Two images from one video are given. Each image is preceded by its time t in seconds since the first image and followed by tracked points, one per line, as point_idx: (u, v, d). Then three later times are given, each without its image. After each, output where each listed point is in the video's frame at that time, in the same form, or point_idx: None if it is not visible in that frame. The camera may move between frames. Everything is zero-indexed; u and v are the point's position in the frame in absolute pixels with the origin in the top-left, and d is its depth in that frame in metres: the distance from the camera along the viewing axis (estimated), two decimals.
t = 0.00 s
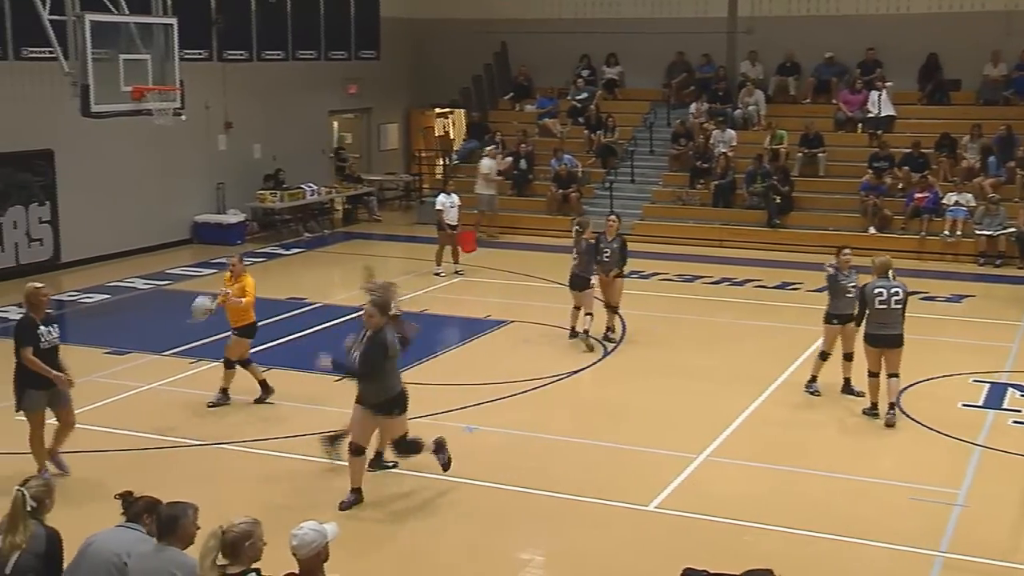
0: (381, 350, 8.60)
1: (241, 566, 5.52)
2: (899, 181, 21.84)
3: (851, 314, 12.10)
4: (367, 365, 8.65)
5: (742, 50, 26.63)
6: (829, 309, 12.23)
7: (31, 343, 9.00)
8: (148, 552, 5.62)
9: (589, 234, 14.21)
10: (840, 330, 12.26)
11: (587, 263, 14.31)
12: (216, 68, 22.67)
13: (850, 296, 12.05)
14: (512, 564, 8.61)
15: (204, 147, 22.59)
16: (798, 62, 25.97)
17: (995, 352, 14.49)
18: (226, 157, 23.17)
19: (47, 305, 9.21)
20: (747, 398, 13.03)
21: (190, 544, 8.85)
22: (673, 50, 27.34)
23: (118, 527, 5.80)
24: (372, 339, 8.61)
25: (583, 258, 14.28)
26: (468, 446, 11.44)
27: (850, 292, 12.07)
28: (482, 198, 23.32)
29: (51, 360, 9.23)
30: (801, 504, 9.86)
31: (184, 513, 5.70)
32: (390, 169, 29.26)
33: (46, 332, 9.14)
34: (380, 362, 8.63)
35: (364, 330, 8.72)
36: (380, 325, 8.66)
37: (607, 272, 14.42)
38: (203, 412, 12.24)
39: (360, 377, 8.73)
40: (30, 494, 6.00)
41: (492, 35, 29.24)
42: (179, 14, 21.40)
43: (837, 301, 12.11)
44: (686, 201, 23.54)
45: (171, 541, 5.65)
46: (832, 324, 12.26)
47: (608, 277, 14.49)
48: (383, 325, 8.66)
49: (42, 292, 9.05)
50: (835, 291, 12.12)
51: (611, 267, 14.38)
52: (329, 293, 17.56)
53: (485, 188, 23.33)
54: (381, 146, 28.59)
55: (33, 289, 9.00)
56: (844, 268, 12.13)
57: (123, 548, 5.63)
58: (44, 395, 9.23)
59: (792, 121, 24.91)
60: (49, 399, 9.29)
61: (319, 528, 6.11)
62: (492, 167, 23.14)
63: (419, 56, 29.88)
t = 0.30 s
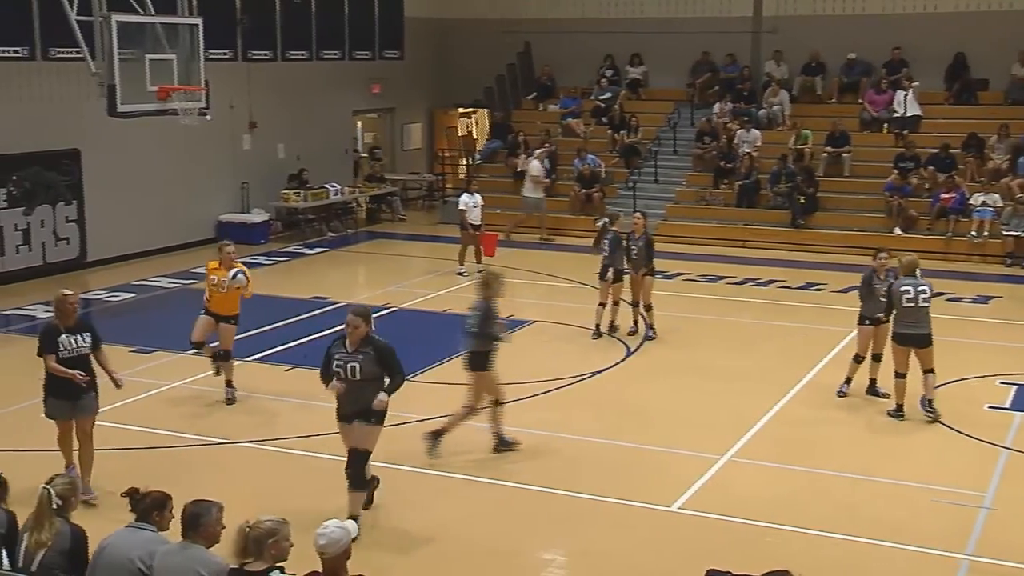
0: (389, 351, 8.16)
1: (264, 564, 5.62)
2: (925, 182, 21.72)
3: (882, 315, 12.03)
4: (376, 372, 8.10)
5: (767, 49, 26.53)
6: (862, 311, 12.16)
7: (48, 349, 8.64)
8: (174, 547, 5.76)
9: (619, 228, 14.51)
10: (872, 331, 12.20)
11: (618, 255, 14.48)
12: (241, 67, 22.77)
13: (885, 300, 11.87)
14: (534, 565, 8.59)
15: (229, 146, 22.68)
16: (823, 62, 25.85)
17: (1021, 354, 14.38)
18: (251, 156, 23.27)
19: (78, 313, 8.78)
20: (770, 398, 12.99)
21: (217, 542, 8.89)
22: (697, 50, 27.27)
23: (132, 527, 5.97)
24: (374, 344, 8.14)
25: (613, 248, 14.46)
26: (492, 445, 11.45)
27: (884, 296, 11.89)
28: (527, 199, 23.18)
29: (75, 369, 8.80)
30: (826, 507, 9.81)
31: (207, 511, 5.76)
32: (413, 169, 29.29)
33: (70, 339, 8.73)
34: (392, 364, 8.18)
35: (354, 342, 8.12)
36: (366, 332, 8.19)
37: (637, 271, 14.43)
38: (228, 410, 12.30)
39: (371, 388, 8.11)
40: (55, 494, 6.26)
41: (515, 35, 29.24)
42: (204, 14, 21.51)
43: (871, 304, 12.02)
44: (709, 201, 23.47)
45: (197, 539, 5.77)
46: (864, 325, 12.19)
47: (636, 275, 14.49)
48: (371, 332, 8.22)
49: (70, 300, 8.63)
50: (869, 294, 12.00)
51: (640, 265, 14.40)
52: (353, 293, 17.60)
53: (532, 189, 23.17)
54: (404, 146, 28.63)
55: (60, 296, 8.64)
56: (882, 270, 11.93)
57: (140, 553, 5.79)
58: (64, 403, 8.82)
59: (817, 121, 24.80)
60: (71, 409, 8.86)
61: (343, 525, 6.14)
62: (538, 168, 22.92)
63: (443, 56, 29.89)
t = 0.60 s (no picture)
0: (378, 371, 7.78)
1: (289, 562, 5.67)
2: (953, 182, 21.57)
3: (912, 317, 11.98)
4: (361, 391, 7.74)
5: (793, 49, 26.42)
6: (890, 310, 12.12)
7: (71, 353, 8.46)
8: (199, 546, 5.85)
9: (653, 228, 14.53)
10: (901, 332, 12.15)
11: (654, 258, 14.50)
12: (268, 68, 22.89)
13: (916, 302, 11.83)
14: (557, 564, 8.61)
15: (254, 146, 22.79)
16: (850, 62, 25.72)
17: None
18: (276, 157, 23.37)
19: (107, 318, 8.50)
20: (795, 399, 12.94)
21: (242, 540, 8.93)
22: (722, 50, 27.18)
23: (145, 534, 5.95)
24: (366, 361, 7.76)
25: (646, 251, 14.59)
26: (515, 446, 11.47)
27: (914, 298, 11.87)
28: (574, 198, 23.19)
29: (100, 375, 8.56)
30: (851, 509, 9.75)
31: (233, 508, 5.86)
32: (437, 169, 29.31)
33: (95, 344, 8.50)
34: (378, 385, 7.80)
35: (344, 354, 7.76)
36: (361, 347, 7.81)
37: (668, 272, 14.48)
38: (253, 409, 12.37)
39: (351, 406, 7.76)
40: (82, 493, 6.26)
41: (540, 35, 29.23)
42: (231, 15, 21.64)
43: (900, 305, 11.96)
44: (734, 201, 23.37)
45: (222, 537, 5.85)
46: (893, 325, 12.15)
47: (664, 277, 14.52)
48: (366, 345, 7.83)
49: (96, 304, 8.37)
50: (898, 294, 11.96)
51: (675, 265, 14.46)
52: (377, 292, 17.64)
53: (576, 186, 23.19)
54: (429, 145, 28.65)
55: (87, 299, 8.42)
56: (912, 272, 11.91)
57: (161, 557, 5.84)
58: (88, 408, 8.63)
59: (844, 121, 24.68)
60: (96, 415, 8.65)
61: (370, 524, 6.12)
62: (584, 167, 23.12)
63: (467, 56, 29.92)
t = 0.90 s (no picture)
0: (361, 397, 7.44)
1: (316, 561, 5.67)
2: (984, 183, 21.39)
3: (943, 318, 11.93)
4: (345, 418, 7.42)
5: (823, 49, 26.28)
6: (918, 311, 12.05)
7: (98, 361, 8.43)
8: (226, 544, 5.92)
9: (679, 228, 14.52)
10: (930, 334, 12.08)
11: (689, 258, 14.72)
12: (296, 68, 22.99)
13: (947, 302, 11.80)
14: (584, 565, 8.61)
15: (282, 146, 22.89)
16: (880, 62, 25.57)
17: None
18: (304, 157, 23.46)
19: (133, 326, 8.39)
20: (823, 401, 12.87)
21: (271, 539, 8.96)
22: (751, 49, 27.08)
23: (161, 538, 5.98)
24: (348, 386, 7.44)
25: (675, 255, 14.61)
26: (542, 446, 11.47)
27: (945, 298, 11.83)
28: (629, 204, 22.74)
29: (126, 384, 8.50)
30: (879, 512, 9.69)
31: (260, 506, 5.93)
32: (464, 169, 29.36)
33: (120, 353, 8.42)
34: (361, 412, 7.45)
35: (326, 382, 7.45)
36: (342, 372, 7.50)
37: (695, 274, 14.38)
38: (281, 408, 12.42)
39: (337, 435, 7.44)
40: (114, 491, 6.35)
41: (567, 35, 29.20)
42: (260, 15, 21.77)
43: (931, 306, 11.89)
44: (762, 202, 23.28)
45: (249, 535, 5.92)
46: (921, 326, 12.07)
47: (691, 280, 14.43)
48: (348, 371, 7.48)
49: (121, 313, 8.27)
50: (927, 294, 11.90)
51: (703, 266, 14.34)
52: (403, 292, 17.68)
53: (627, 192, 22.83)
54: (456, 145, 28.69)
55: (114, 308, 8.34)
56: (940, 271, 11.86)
57: (187, 557, 5.94)
58: (116, 416, 8.60)
59: (874, 121, 24.53)
60: (124, 422, 8.63)
61: (395, 523, 6.06)
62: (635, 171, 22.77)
63: (495, 56, 29.94)
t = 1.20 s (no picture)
0: (355, 404, 7.14)
1: (344, 560, 5.68)
2: (1017, 184, 21.19)
3: (968, 321, 11.81)
4: (339, 426, 7.13)
5: (853, 49, 26.12)
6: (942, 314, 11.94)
7: (122, 367, 8.13)
8: (256, 542, 5.96)
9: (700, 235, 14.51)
10: (955, 336, 11.96)
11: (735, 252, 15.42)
12: (324, 68, 23.08)
13: (970, 304, 11.68)
14: (610, 565, 8.60)
15: (310, 146, 22.98)
16: (911, 61, 25.39)
17: None
18: (332, 156, 23.53)
19: (158, 329, 8.19)
20: (852, 403, 12.79)
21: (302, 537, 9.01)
22: (780, 49, 26.94)
23: (188, 536, 6.02)
24: (342, 393, 7.16)
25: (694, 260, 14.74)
26: (570, 446, 11.46)
27: (968, 300, 11.69)
28: (673, 203, 22.96)
29: (151, 390, 8.25)
30: (907, 514, 9.63)
31: (288, 505, 5.97)
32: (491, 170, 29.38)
33: (146, 357, 8.19)
34: (355, 420, 7.14)
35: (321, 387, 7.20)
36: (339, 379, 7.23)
37: (711, 277, 14.46)
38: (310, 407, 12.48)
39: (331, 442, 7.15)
40: (144, 491, 6.28)
41: (595, 36, 29.15)
42: (289, 16, 21.88)
43: (955, 309, 11.78)
44: (791, 202, 23.16)
45: (278, 533, 5.96)
46: (946, 329, 11.95)
47: (705, 283, 14.50)
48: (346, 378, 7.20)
49: (148, 316, 8.06)
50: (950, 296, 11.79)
51: (717, 272, 14.43)
52: (429, 292, 17.70)
53: (679, 193, 22.93)
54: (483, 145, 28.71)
55: (138, 311, 8.07)
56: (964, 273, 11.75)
57: (217, 556, 5.99)
58: (140, 424, 8.30)
59: (905, 122, 24.37)
60: (147, 430, 8.35)
61: (421, 523, 5.98)
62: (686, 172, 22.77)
63: (522, 56, 29.94)
